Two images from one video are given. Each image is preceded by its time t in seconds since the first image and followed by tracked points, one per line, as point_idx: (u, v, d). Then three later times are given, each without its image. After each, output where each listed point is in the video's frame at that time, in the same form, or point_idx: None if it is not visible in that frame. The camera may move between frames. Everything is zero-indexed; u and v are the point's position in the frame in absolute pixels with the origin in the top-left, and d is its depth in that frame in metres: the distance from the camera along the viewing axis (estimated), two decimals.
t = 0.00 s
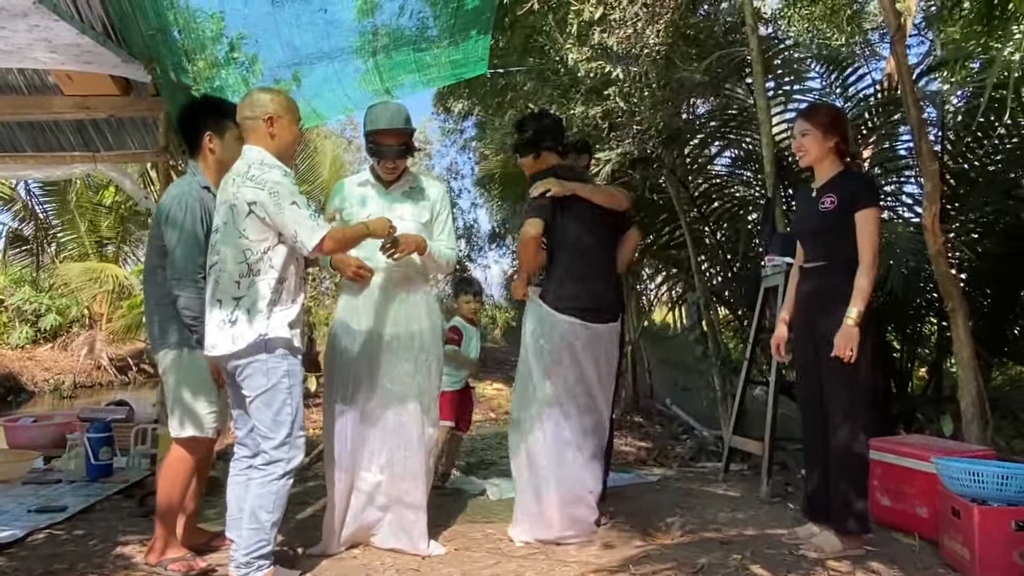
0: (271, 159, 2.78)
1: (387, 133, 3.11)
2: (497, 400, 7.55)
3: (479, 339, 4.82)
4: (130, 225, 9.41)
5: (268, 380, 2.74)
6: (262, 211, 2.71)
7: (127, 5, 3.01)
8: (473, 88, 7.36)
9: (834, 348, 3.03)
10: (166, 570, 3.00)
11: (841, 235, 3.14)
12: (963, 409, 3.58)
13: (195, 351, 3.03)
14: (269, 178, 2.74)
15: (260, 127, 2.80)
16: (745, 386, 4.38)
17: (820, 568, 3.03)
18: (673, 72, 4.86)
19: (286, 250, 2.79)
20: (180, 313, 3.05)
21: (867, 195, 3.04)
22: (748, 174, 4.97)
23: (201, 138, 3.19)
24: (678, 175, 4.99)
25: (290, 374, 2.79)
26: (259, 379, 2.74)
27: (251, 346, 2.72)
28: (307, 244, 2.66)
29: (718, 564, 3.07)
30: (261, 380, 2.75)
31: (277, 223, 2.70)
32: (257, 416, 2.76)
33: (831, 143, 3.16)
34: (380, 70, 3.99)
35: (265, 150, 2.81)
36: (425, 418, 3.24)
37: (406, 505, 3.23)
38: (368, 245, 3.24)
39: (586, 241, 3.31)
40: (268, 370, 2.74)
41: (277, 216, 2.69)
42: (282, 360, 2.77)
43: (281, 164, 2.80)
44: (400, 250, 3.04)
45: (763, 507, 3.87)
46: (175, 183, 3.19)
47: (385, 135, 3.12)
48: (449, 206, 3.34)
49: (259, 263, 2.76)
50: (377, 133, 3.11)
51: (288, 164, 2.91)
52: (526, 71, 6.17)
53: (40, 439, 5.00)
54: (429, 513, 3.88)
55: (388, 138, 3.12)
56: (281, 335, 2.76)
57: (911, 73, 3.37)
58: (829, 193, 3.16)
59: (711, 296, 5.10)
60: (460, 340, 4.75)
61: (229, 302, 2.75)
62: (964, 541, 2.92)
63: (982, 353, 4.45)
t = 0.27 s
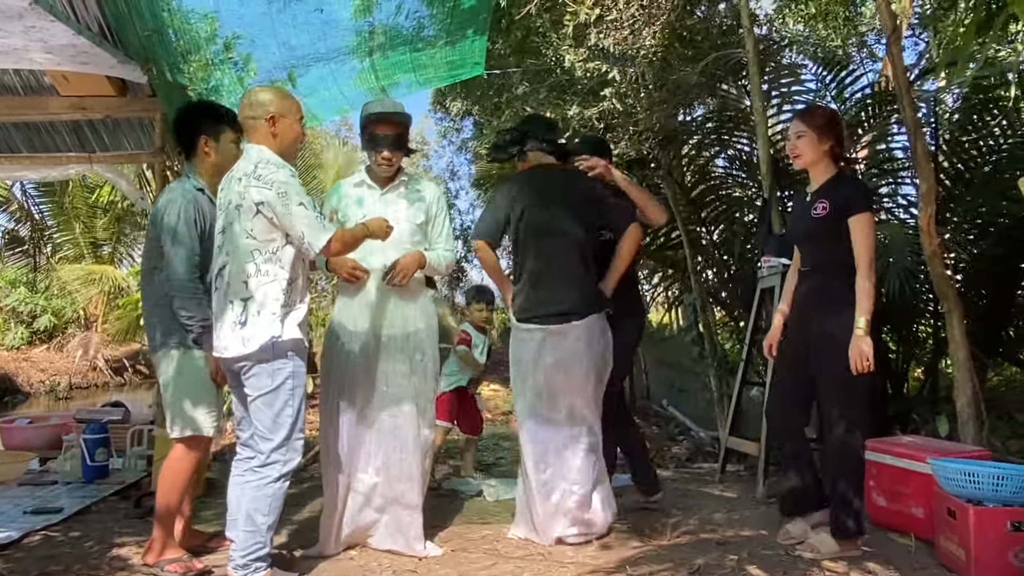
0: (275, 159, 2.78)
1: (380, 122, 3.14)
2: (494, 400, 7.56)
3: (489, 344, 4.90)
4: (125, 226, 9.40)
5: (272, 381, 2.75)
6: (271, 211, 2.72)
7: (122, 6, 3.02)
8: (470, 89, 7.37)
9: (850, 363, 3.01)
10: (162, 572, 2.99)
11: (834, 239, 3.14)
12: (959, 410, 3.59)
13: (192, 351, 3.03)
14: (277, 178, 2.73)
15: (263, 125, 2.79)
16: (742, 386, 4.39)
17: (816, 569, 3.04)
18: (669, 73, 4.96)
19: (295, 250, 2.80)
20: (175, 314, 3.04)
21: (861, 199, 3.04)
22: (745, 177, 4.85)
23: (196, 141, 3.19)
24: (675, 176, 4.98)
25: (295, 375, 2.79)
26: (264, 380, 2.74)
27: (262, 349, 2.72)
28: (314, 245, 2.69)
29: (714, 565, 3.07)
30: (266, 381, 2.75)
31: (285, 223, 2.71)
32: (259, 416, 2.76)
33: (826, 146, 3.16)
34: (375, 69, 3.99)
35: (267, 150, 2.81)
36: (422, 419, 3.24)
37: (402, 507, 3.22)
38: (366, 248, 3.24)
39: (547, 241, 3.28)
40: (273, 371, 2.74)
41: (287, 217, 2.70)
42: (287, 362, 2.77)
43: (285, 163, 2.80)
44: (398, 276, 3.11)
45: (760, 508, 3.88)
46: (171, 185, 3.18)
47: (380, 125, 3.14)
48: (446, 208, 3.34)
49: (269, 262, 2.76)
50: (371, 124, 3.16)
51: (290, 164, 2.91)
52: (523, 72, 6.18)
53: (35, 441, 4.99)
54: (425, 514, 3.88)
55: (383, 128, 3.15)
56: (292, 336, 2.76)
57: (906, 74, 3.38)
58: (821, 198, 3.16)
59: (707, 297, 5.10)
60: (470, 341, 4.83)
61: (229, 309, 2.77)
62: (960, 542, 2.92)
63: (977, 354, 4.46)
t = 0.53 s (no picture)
0: (274, 160, 2.78)
1: (376, 121, 3.15)
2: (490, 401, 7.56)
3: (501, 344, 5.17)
4: (121, 227, 9.39)
5: (271, 383, 2.75)
6: (266, 214, 2.72)
7: (119, 6, 3.00)
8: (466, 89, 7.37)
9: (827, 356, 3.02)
10: (157, 573, 2.99)
11: (821, 242, 3.15)
12: (954, 410, 3.60)
13: (187, 353, 3.03)
14: (272, 180, 2.73)
15: (261, 126, 2.79)
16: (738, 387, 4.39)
17: (812, 570, 3.04)
18: (664, 74, 4.99)
19: (292, 253, 2.79)
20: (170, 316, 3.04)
21: (847, 204, 3.07)
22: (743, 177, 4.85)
23: (190, 144, 3.20)
24: (671, 177, 4.99)
25: (294, 377, 2.79)
26: (263, 381, 2.75)
27: (261, 351, 2.72)
28: (307, 253, 2.69)
29: (710, 566, 3.08)
30: (265, 382, 2.75)
31: (279, 227, 2.70)
32: (258, 417, 2.76)
33: (814, 148, 3.16)
34: (372, 69, 3.99)
35: (264, 151, 2.80)
36: (418, 421, 3.23)
37: (399, 508, 3.23)
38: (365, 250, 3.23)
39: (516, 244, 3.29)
40: (272, 373, 2.74)
41: (281, 218, 2.69)
42: (287, 363, 2.77)
43: (283, 164, 2.80)
44: (398, 278, 3.12)
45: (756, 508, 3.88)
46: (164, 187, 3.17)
47: (375, 123, 3.15)
48: (441, 210, 3.34)
49: (265, 264, 2.75)
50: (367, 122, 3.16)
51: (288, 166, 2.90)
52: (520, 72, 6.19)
53: (31, 442, 4.98)
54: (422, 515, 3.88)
55: (379, 126, 3.15)
56: (292, 338, 2.77)
57: (902, 76, 3.39)
58: (810, 200, 3.15)
59: (703, 298, 5.10)
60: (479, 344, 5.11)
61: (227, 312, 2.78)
62: (955, 542, 2.93)
63: (973, 355, 4.48)
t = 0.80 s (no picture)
0: (271, 160, 2.78)
1: (373, 120, 3.14)
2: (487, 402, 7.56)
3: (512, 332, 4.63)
4: (118, 228, 9.37)
5: (263, 382, 2.74)
6: (262, 214, 2.71)
7: (116, 6, 2.98)
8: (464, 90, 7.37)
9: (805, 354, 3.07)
10: (154, 573, 2.98)
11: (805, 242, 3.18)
12: (951, 410, 3.60)
13: (184, 352, 3.03)
14: (269, 180, 2.73)
15: (261, 128, 2.79)
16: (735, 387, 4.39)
17: (810, 570, 3.04)
18: (661, 74, 5.01)
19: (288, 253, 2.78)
20: (168, 316, 3.05)
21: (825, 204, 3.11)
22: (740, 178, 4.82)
23: (187, 146, 3.19)
24: (669, 178, 4.92)
25: (287, 377, 2.78)
26: (255, 381, 2.74)
27: (254, 351, 2.72)
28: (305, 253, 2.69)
29: (707, 566, 3.08)
30: (257, 381, 2.74)
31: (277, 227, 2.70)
32: (250, 416, 2.75)
33: (791, 153, 3.19)
34: (370, 70, 3.99)
35: (262, 152, 2.80)
36: (415, 422, 3.23)
37: (396, 508, 3.22)
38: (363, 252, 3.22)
39: (506, 243, 3.31)
40: (265, 372, 2.74)
41: (278, 217, 2.70)
42: (279, 362, 2.76)
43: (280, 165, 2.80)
44: (396, 278, 3.11)
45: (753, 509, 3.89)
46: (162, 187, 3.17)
47: (374, 124, 3.14)
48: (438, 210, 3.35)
49: (259, 265, 2.75)
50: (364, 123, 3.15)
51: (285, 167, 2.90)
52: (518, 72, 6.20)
53: (27, 443, 4.97)
54: (419, 515, 3.87)
55: (376, 126, 3.14)
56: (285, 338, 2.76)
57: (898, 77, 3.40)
58: (790, 203, 3.18)
59: (701, 298, 5.10)
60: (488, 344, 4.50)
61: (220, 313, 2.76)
62: (952, 542, 2.93)
63: (970, 355, 4.49)
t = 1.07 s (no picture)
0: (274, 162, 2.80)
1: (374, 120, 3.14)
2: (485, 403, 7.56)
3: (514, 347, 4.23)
4: (114, 228, 9.35)
5: (258, 382, 2.74)
6: (271, 209, 2.73)
7: (114, 7, 2.99)
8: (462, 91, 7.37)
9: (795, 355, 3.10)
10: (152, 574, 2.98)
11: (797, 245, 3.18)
12: (949, 411, 3.61)
13: (181, 351, 3.02)
14: (280, 178, 2.75)
15: (257, 131, 2.79)
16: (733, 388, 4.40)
17: (807, 570, 3.05)
18: (660, 76, 5.02)
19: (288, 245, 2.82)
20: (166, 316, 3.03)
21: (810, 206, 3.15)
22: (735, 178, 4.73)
23: (186, 145, 3.19)
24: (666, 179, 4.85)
25: (281, 376, 2.78)
26: (249, 380, 2.74)
27: (250, 342, 2.71)
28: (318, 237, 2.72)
29: (705, 566, 3.08)
30: (251, 382, 2.74)
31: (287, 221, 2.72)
32: (245, 415, 2.75)
33: (770, 155, 3.22)
34: (368, 72, 3.99)
35: (260, 155, 2.81)
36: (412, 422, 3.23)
37: (394, 509, 3.22)
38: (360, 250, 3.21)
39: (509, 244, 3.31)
40: (258, 372, 2.74)
41: (291, 213, 2.71)
42: (273, 361, 2.76)
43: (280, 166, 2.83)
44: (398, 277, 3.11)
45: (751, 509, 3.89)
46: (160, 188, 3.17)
47: (374, 123, 3.14)
48: (435, 211, 3.35)
49: (262, 261, 2.76)
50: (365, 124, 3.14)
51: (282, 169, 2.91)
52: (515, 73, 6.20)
53: (23, 444, 4.95)
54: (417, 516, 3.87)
55: (377, 126, 3.14)
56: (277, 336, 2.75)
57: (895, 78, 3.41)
58: (774, 204, 3.21)
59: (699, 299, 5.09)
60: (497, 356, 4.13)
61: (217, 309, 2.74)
62: (949, 542, 2.94)
63: (967, 356, 4.50)
